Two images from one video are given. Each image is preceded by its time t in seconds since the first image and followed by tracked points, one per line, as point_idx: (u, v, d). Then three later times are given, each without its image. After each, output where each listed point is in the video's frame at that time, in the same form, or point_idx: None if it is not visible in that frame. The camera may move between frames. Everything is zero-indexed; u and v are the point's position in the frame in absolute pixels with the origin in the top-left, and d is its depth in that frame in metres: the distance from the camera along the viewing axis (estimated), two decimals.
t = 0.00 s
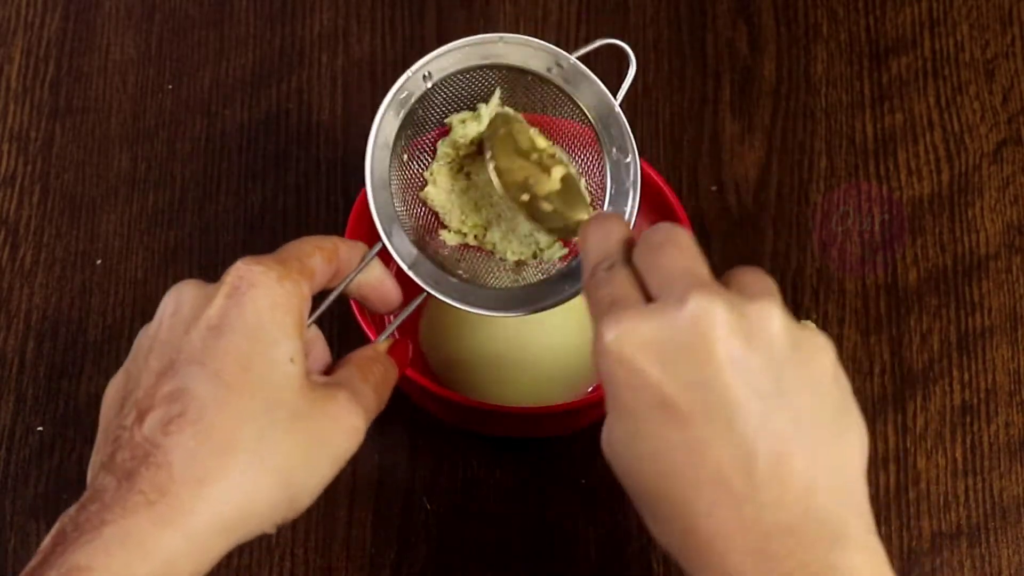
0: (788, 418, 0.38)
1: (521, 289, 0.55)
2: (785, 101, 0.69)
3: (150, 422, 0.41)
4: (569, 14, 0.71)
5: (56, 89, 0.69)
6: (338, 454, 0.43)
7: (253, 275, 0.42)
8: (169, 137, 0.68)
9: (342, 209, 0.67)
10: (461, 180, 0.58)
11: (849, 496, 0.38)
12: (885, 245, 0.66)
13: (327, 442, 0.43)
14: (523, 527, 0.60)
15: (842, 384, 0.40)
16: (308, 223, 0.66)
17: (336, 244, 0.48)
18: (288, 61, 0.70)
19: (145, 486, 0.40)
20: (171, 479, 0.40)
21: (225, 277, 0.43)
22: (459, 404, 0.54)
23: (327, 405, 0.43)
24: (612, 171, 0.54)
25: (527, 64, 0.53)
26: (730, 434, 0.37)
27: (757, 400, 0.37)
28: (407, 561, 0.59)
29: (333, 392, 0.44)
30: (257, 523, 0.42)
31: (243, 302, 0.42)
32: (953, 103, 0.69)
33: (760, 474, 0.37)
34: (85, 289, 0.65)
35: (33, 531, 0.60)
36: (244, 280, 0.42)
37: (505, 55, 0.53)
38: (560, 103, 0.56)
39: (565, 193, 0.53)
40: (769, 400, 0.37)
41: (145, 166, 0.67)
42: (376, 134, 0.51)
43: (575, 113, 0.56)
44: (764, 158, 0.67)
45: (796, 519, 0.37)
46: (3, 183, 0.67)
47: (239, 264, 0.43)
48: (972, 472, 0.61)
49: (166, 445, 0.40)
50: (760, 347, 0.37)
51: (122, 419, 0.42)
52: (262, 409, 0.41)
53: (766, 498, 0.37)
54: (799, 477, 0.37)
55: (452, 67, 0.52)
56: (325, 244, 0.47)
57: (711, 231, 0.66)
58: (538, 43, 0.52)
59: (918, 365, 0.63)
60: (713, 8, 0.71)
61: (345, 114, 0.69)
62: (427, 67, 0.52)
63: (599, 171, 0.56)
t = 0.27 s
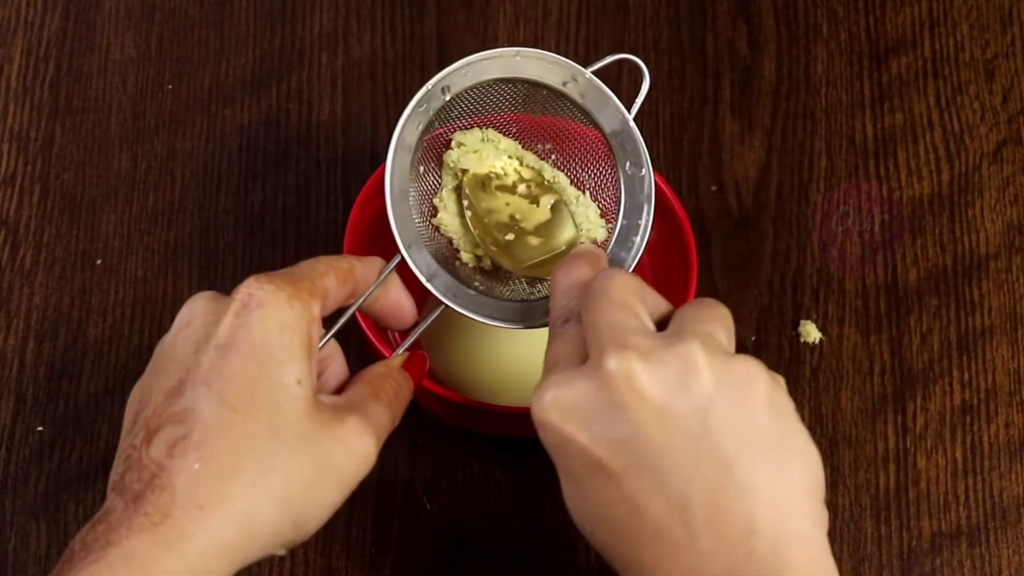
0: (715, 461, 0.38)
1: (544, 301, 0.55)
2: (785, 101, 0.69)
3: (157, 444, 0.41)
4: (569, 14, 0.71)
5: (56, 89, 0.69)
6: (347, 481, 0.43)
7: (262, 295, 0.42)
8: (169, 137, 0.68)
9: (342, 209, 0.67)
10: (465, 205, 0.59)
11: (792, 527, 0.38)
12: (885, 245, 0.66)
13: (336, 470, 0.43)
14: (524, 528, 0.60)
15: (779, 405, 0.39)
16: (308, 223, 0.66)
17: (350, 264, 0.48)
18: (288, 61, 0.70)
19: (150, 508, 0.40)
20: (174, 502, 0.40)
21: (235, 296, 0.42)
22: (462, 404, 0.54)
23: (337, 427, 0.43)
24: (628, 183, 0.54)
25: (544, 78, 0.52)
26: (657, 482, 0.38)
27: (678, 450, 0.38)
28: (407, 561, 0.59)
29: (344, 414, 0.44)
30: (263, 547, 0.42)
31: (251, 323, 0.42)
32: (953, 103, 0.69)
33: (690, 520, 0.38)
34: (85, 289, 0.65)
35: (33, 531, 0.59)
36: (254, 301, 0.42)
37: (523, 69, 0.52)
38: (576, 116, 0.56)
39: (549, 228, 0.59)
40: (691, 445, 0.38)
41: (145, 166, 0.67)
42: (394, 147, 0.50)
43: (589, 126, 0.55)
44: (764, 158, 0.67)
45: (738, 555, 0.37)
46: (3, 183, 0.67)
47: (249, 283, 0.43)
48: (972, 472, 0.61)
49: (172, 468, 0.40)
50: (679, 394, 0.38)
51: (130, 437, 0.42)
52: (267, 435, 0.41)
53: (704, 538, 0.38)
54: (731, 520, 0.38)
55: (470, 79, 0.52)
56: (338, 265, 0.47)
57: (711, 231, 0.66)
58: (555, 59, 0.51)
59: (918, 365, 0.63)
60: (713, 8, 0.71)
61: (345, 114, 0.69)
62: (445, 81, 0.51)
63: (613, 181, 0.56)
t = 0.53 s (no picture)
0: (698, 456, 0.38)
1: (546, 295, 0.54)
2: (785, 102, 0.69)
3: (156, 447, 0.41)
4: (569, 13, 0.70)
5: (56, 89, 0.69)
6: (348, 480, 0.43)
7: (256, 296, 0.42)
8: (169, 137, 0.68)
9: (342, 209, 0.67)
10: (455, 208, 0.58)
11: (779, 521, 0.38)
12: (885, 245, 0.66)
13: (337, 469, 0.43)
14: (523, 527, 0.60)
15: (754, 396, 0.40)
16: (308, 223, 0.66)
17: (344, 266, 0.48)
18: (288, 61, 0.70)
19: (150, 510, 0.40)
20: (174, 503, 0.40)
21: (229, 297, 0.42)
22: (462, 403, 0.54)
23: (335, 426, 0.43)
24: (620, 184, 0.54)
25: (537, 80, 0.52)
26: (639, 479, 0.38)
27: (659, 445, 0.38)
28: (407, 561, 0.59)
29: (342, 414, 0.43)
30: (266, 546, 0.43)
31: (246, 323, 0.42)
32: (953, 103, 0.69)
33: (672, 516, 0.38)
34: (85, 289, 0.65)
35: (33, 531, 0.59)
36: (249, 301, 0.42)
37: (517, 71, 0.52)
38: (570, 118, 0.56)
39: (541, 232, 0.57)
40: (672, 441, 0.38)
41: (145, 166, 0.67)
42: (388, 150, 0.50)
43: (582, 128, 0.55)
44: (764, 158, 0.67)
45: (724, 548, 0.37)
46: (3, 183, 0.67)
47: (242, 285, 0.43)
48: (972, 472, 0.61)
49: (171, 470, 0.40)
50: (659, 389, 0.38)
51: (130, 441, 0.42)
52: (267, 435, 0.41)
53: (687, 532, 0.38)
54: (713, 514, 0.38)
55: (466, 79, 0.52)
56: (334, 266, 0.47)
57: (711, 231, 0.66)
58: (548, 60, 0.51)
59: (918, 365, 0.63)
60: (713, 8, 0.71)
61: (345, 114, 0.69)
62: (441, 81, 0.51)
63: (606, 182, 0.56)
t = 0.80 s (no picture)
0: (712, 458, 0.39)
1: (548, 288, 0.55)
2: (785, 102, 0.69)
3: (157, 448, 0.41)
4: (569, 13, 0.70)
5: (56, 89, 0.69)
6: (348, 478, 0.44)
7: (254, 296, 0.42)
8: (169, 137, 0.68)
9: (342, 209, 0.67)
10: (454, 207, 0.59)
11: (791, 520, 0.40)
12: (885, 245, 0.66)
13: (338, 468, 0.43)
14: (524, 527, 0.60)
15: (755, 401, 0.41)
16: (308, 223, 0.66)
17: (342, 263, 0.48)
18: (288, 61, 0.70)
19: (153, 510, 0.41)
20: (175, 503, 0.41)
21: (227, 297, 0.42)
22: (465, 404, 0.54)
23: (336, 424, 0.43)
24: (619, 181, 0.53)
25: (537, 75, 0.52)
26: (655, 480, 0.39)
27: (671, 448, 0.39)
28: (407, 561, 0.59)
29: (342, 411, 0.44)
30: (268, 543, 0.43)
31: (244, 324, 0.42)
32: (953, 103, 0.69)
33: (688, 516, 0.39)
34: (85, 289, 0.65)
35: (33, 531, 0.59)
36: (246, 301, 0.42)
37: (517, 66, 0.52)
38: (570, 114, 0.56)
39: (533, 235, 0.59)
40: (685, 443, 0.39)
41: (145, 166, 0.67)
42: (389, 145, 0.50)
43: (582, 124, 0.55)
44: (764, 159, 0.67)
45: (742, 548, 0.39)
46: (3, 183, 0.67)
47: (239, 285, 0.43)
48: (972, 472, 0.61)
49: (173, 470, 0.41)
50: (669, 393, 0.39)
51: (132, 441, 0.43)
52: (267, 434, 0.42)
53: (704, 531, 0.39)
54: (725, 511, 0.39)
55: (463, 75, 0.52)
56: (332, 265, 0.47)
57: (711, 232, 0.66)
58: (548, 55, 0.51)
59: (918, 365, 0.63)
60: (713, 8, 0.71)
61: (345, 114, 0.69)
62: (439, 78, 0.51)
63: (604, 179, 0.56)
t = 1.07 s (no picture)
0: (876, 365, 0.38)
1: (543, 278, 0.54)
2: (785, 101, 0.69)
3: (137, 431, 0.41)
4: (569, 13, 0.70)
5: (56, 89, 0.69)
6: (326, 462, 0.43)
7: (238, 282, 0.42)
8: (169, 137, 0.68)
9: (342, 209, 0.67)
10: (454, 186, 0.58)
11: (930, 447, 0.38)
12: (885, 245, 0.66)
13: (316, 453, 0.43)
14: (524, 527, 0.60)
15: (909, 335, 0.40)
16: (308, 223, 0.66)
17: (328, 249, 0.48)
18: (288, 61, 0.70)
19: (131, 495, 0.40)
20: (155, 487, 0.40)
21: (212, 283, 0.43)
22: (465, 406, 0.54)
23: (315, 409, 0.43)
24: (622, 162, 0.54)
25: (532, 54, 0.53)
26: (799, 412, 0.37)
27: (821, 381, 0.37)
28: (407, 560, 0.59)
29: (323, 393, 0.44)
30: (247, 531, 0.42)
31: (227, 308, 0.42)
32: (953, 103, 0.69)
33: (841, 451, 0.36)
34: (85, 289, 0.65)
35: (34, 531, 0.60)
36: (230, 287, 0.42)
37: (510, 46, 0.53)
38: (571, 97, 0.56)
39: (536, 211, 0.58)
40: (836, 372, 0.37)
41: (145, 166, 0.67)
42: (377, 133, 0.51)
43: (582, 100, 0.55)
44: (764, 159, 0.67)
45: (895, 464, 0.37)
46: (3, 183, 0.67)
47: (223, 270, 0.43)
48: (972, 472, 0.61)
49: (152, 453, 0.41)
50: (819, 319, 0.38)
51: (110, 427, 0.43)
52: (246, 415, 0.41)
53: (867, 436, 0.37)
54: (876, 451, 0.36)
55: (455, 56, 0.52)
56: (315, 248, 0.47)
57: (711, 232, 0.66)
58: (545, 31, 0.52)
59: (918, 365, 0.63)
60: (713, 8, 0.71)
61: (345, 114, 0.69)
62: (430, 60, 0.52)
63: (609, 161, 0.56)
